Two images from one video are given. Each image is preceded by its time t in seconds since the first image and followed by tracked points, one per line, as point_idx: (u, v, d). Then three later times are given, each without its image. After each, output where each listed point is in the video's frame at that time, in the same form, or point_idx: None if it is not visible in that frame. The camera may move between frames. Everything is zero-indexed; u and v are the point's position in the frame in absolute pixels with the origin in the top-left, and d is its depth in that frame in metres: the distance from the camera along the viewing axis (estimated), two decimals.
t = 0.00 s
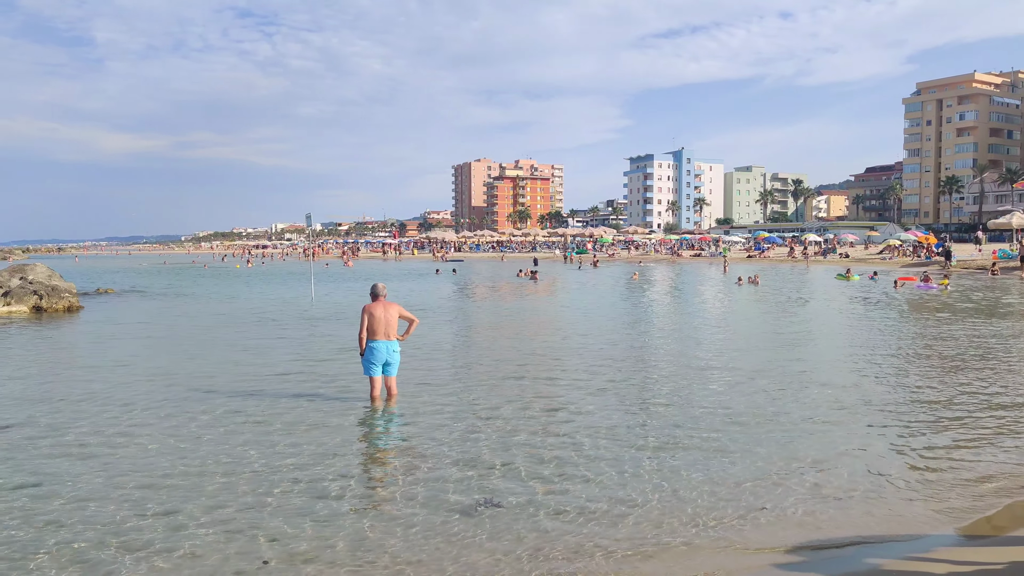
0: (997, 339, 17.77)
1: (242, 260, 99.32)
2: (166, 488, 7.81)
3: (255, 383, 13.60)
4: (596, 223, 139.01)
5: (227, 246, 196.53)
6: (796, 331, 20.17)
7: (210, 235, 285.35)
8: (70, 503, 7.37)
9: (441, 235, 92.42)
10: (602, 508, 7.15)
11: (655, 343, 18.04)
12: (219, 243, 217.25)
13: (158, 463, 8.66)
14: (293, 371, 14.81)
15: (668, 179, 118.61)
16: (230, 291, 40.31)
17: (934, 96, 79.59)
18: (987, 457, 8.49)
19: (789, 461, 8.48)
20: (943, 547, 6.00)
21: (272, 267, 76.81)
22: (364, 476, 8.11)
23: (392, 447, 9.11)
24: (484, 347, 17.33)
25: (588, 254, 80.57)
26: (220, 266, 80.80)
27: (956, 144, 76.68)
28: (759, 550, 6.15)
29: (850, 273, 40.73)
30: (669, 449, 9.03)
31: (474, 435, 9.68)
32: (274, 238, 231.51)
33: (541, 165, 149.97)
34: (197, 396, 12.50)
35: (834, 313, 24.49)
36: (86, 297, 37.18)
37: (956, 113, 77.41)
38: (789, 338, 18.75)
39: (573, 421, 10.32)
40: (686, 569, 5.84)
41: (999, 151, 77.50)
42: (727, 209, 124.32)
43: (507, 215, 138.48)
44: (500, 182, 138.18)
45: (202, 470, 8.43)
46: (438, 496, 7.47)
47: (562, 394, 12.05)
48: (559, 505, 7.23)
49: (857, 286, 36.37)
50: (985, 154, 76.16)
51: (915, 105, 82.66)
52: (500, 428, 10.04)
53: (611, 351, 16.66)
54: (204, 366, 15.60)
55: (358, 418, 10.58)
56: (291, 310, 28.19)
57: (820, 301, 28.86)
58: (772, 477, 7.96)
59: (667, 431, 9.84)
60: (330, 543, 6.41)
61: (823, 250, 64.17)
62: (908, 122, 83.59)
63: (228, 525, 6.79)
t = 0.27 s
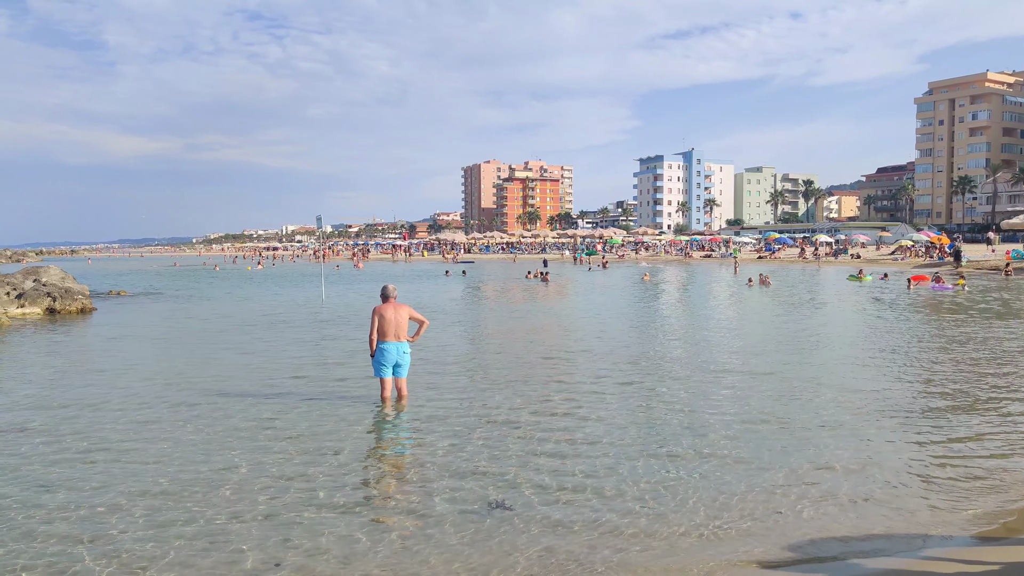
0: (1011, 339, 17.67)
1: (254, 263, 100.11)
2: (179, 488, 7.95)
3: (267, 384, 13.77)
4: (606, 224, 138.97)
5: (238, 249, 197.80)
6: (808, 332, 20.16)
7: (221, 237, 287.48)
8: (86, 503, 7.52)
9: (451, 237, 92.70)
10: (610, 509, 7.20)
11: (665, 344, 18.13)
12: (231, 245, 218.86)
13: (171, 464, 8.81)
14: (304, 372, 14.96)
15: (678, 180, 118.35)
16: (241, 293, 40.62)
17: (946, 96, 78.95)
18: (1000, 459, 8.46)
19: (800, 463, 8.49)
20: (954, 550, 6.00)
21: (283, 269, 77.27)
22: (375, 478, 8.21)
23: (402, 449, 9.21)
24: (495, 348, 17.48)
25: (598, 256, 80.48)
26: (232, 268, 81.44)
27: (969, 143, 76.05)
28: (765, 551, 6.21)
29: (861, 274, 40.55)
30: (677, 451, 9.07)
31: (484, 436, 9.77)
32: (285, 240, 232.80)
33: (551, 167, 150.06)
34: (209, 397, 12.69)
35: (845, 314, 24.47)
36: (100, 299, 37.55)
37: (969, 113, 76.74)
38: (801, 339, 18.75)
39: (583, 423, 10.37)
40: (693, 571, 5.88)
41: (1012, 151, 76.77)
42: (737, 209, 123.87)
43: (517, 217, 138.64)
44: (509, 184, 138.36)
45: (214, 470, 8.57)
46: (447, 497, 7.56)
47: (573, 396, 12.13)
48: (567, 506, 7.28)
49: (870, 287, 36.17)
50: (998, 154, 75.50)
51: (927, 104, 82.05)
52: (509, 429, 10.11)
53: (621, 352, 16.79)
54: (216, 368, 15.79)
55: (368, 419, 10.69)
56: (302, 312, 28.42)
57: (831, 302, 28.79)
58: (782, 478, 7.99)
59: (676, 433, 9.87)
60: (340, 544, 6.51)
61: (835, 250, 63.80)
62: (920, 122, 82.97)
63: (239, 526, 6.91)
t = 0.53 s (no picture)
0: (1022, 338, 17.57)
1: (264, 264, 100.71)
2: (193, 489, 8.07)
3: (278, 385, 13.90)
4: (615, 224, 138.81)
5: (249, 250, 198.98)
6: (818, 331, 20.12)
7: (232, 239, 289.34)
8: (102, 504, 7.64)
9: (460, 237, 92.89)
10: (619, 509, 7.25)
11: (675, 344, 18.16)
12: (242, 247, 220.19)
13: (184, 465, 8.92)
14: (314, 373, 15.08)
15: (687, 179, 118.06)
16: (252, 294, 40.92)
17: (957, 93, 78.33)
18: (1011, 458, 8.44)
19: (809, 463, 8.51)
20: (964, 550, 6.01)
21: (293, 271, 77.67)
22: (386, 478, 8.29)
23: (413, 450, 9.28)
24: (504, 348, 17.56)
25: (607, 256, 80.40)
26: (242, 270, 81.94)
27: (981, 141, 75.43)
28: (774, 551, 6.24)
29: (872, 272, 40.35)
30: (686, 450, 9.11)
31: (493, 437, 9.83)
32: (295, 242, 233.94)
33: (559, 167, 150.05)
34: (221, 398, 12.83)
35: (856, 313, 24.38)
36: (113, 301, 37.92)
37: (980, 110, 76.12)
38: (810, 338, 18.72)
39: (593, 423, 10.41)
40: (702, 571, 5.92)
41: None
42: (747, 209, 123.38)
43: (526, 217, 138.70)
44: (518, 184, 138.45)
45: (227, 471, 8.68)
46: (458, 498, 7.62)
47: (583, 396, 12.17)
48: (577, 507, 7.33)
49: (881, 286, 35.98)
50: (1010, 151, 74.84)
51: (938, 102, 81.43)
52: (518, 429, 10.17)
53: (631, 352, 16.83)
54: (227, 369, 15.94)
55: (379, 420, 10.78)
56: (312, 313, 28.61)
57: (842, 301, 28.68)
58: (791, 478, 8.00)
59: (686, 433, 9.89)
60: (352, 544, 6.59)
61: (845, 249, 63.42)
62: (930, 119, 82.37)
63: (252, 526, 7.01)
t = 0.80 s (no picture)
0: None
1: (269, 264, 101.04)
2: (200, 488, 8.15)
3: (284, 384, 14.00)
4: (620, 224, 138.75)
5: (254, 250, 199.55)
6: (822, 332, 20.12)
7: (238, 239, 290.21)
8: (110, 502, 7.72)
9: (465, 238, 93.00)
10: (624, 509, 7.29)
11: (679, 344, 18.21)
12: (248, 247, 220.87)
13: (191, 465, 9.00)
14: (320, 373, 15.17)
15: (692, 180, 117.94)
16: (258, 294, 41.08)
17: (963, 94, 77.98)
18: (1015, 459, 8.46)
19: (813, 463, 8.55)
20: (967, 550, 6.04)
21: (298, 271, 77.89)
22: (392, 477, 8.36)
23: (418, 449, 9.35)
24: (509, 348, 17.63)
25: (612, 256, 80.41)
26: (247, 270, 82.21)
27: (988, 142, 75.13)
28: (777, 551, 6.28)
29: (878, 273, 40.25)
30: (690, 451, 9.14)
31: (498, 437, 9.88)
32: (301, 242, 234.49)
33: (564, 167, 150.01)
34: (228, 398, 12.93)
35: (861, 314, 24.36)
36: (119, 300, 38.11)
37: (987, 111, 75.80)
38: (815, 339, 18.74)
39: (597, 423, 10.46)
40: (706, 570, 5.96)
41: None
42: (752, 209, 123.14)
43: (531, 218, 138.76)
44: (523, 185, 138.51)
45: (234, 470, 8.76)
46: (464, 497, 7.68)
47: (587, 396, 12.23)
48: (581, 507, 7.37)
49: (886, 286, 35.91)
50: (1016, 152, 74.54)
51: (944, 103, 81.10)
52: (523, 429, 10.24)
53: (635, 352, 16.89)
54: (232, 368, 16.06)
55: (384, 420, 10.86)
56: (318, 313, 28.73)
57: (847, 302, 28.65)
58: (796, 478, 8.03)
59: (690, 433, 9.93)
60: (358, 542, 6.65)
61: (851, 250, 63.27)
62: (936, 120, 82.08)
63: (260, 525, 7.07)
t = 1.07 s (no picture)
0: None
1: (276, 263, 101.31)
2: (210, 486, 8.21)
3: (290, 383, 14.06)
4: (626, 224, 138.49)
5: (261, 250, 200.09)
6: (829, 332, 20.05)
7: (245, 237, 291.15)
8: (121, 500, 7.80)
9: (471, 237, 93.01)
10: (631, 509, 7.31)
11: (685, 344, 18.19)
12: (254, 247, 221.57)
13: (200, 463, 9.07)
14: (326, 372, 15.23)
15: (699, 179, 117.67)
16: (264, 293, 41.19)
17: (971, 93, 77.46)
18: None
19: (820, 463, 8.55)
20: (975, 551, 6.04)
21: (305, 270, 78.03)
22: (400, 476, 8.40)
23: (426, 448, 9.39)
24: (514, 348, 17.65)
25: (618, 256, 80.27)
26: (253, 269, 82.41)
27: (996, 141, 74.66)
28: (785, 550, 6.29)
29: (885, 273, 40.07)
30: (697, 450, 9.15)
31: (505, 436, 9.91)
32: (307, 241, 234.93)
33: (570, 167, 149.83)
34: (235, 396, 13.00)
35: (868, 314, 24.28)
36: (126, 299, 38.27)
37: (995, 110, 75.30)
38: (822, 339, 18.69)
39: (603, 423, 10.47)
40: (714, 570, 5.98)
41: None
42: (759, 209, 122.76)
43: (537, 217, 138.67)
44: (528, 184, 138.44)
45: (243, 469, 8.81)
46: (472, 497, 7.71)
47: (593, 395, 12.23)
48: (589, 506, 7.39)
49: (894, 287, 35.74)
50: None
51: (952, 102, 80.58)
52: (529, 428, 10.26)
53: (642, 352, 16.88)
54: (239, 367, 16.13)
55: (391, 419, 10.90)
56: (324, 312, 28.80)
57: (854, 302, 28.53)
58: (803, 479, 8.03)
59: (697, 433, 9.94)
60: (367, 541, 6.70)
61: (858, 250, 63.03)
62: (944, 120, 81.62)
63: (269, 524, 7.13)
